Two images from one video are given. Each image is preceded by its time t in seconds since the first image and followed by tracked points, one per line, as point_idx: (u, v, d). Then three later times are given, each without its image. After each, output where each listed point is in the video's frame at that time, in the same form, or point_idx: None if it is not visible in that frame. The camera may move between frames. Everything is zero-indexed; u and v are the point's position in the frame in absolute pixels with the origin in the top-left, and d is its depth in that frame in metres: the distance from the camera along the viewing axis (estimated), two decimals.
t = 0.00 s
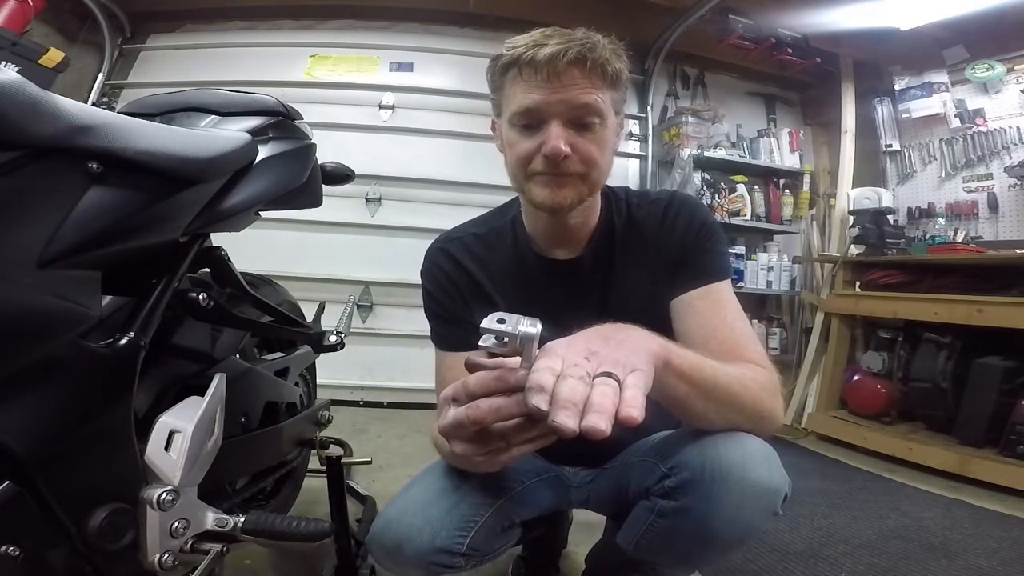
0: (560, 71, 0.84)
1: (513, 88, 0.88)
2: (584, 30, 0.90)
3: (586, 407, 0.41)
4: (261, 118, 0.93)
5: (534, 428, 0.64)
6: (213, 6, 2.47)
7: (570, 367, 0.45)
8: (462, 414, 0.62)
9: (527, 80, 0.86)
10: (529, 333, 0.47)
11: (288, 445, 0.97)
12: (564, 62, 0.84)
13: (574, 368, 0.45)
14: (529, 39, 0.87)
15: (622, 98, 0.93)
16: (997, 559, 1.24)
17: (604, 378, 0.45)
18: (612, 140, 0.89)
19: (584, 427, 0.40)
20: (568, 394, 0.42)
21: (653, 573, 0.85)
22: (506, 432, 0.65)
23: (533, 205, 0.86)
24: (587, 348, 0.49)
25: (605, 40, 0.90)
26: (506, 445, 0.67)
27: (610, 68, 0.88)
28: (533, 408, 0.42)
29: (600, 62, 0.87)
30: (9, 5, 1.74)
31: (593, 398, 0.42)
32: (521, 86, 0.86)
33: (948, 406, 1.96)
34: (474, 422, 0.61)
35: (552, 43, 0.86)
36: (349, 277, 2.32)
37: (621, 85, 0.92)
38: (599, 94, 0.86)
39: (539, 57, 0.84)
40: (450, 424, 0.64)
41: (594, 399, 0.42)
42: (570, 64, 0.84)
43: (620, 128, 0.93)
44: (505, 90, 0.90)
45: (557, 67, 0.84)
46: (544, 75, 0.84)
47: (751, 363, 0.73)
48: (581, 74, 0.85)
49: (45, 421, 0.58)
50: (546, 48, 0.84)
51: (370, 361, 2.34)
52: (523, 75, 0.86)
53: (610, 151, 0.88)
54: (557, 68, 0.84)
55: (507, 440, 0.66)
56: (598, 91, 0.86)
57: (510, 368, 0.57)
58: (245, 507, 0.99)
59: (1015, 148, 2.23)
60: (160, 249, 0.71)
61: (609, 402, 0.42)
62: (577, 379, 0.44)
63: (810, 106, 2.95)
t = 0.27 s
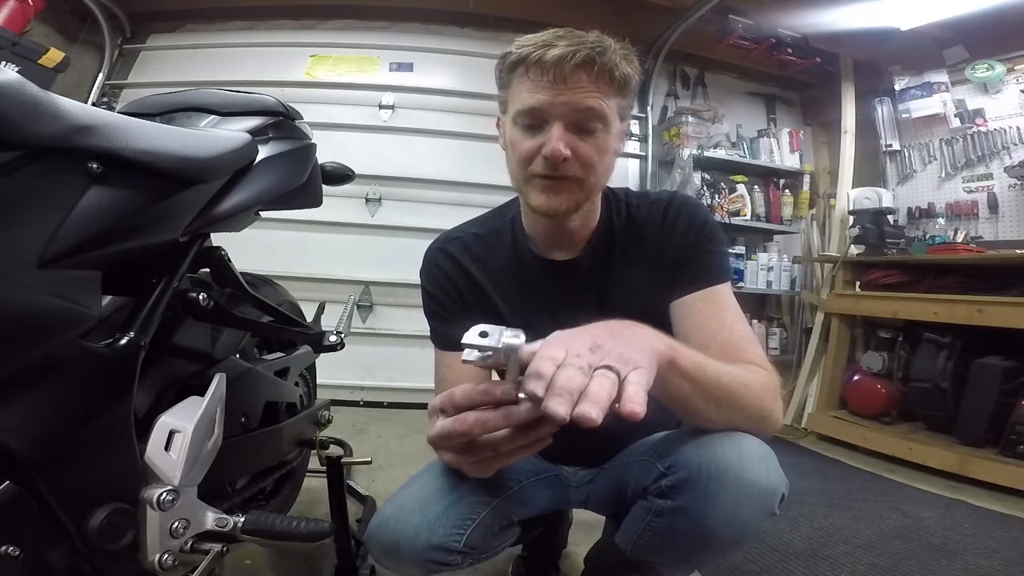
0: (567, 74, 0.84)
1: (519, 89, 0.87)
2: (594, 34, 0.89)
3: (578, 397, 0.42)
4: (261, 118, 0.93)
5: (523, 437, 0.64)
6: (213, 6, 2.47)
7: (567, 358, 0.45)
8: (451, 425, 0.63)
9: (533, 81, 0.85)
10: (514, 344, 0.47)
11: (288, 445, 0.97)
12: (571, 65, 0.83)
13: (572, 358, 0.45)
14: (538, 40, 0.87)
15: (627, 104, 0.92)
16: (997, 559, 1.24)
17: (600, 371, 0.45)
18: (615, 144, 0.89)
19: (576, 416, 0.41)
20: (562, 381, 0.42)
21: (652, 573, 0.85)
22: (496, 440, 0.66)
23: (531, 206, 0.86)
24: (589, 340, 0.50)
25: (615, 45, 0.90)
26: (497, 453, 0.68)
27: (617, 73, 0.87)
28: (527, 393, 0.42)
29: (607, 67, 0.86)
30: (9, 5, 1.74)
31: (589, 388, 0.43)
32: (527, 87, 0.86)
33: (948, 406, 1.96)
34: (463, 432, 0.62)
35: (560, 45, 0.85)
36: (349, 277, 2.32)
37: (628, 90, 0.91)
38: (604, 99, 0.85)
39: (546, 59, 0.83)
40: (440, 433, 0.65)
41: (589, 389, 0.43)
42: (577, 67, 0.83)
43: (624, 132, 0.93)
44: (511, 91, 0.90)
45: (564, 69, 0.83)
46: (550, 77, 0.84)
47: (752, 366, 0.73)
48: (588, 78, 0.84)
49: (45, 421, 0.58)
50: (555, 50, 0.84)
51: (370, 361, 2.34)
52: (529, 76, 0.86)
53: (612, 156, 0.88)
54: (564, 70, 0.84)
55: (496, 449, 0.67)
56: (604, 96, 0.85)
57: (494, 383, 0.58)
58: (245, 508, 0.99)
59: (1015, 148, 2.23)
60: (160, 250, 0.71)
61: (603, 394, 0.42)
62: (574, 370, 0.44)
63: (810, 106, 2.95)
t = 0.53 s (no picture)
0: (583, 88, 0.79)
1: (530, 96, 0.83)
2: (613, 41, 0.85)
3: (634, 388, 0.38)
4: (261, 118, 0.93)
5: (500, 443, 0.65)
6: (213, 6, 2.47)
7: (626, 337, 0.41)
8: (426, 433, 0.63)
9: (546, 92, 0.81)
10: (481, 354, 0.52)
11: (288, 445, 0.97)
12: (588, 79, 0.79)
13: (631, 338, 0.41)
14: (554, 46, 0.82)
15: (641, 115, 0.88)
16: (997, 559, 1.24)
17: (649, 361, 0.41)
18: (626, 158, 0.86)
19: (626, 407, 0.37)
20: (624, 364, 0.38)
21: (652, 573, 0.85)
22: (473, 447, 0.65)
23: (536, 219, 0.85)
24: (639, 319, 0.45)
25: (632, 54, 0.85)
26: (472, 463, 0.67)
27: (635, 86, 0.83)
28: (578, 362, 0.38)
29: (626, 79, 0.82)
30: (9, 5, 1.74)
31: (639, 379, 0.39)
32: (539, 97, 0.81)
33: (948, 406, 1.96)
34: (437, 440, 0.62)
35: (578, 54, 0.81)
36: (349, 277, 2.32)
37: (643, 101, 0.87)
38: (620, 114, 0.82)
39: (562, 71, 0.79)
40: (415, 442, 0.65)
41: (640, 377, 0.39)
42: (595, 80, 0.79)
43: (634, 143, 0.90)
44: (522, 95, 0.85)
45: (581, 82, 0.79)
46: (566, 90, 0.79)
47: (754, 367, 0.72)
48: (605, 92, 0.80)
49: (44, 422, 0.58)
50: (572, 61, 0.79)
51: (370, 361, 2.34)
52: (542, 85, 0.81)
53: (621, 171, 0.85)
54: (581, 84, 0.79)
55: (472, 457, 0.66)
56: (619, 111, 0.82)
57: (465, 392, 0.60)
58: (245, 508, 0.99)
59: (1015, 148, 2.23)
60: (160, 250, 0.71)
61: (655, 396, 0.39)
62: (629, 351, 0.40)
63: (810, 106, 2.94)
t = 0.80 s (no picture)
0: (589, 102, 0.78)
1: (534, 105, 0.81)
2: (624, 49, 0.82)
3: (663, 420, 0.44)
4: (261, 119, 0.93)
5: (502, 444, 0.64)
6: (213, 6, 2.47)
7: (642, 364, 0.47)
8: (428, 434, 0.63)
9: (551, 104, 0.79)
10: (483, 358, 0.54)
11: (288, 445, 0.97)
12: (596, 94, 0.77)
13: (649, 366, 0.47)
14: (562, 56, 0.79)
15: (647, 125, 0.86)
16: (997, 559, 1.24)
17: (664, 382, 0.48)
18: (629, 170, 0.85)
19: (657, 440, 0.43)
20: (649, 396, 0.44)
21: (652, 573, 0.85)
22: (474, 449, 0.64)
23: (535, 227, 0.85)
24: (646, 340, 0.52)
25: (641, 65, 0.83)
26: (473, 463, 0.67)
27: (643, 99, 0.81)
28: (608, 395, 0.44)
29: (635, 92, 0.79)
30: (9, 5, 1.74)
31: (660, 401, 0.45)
32: (543, 107, 0.80)
33: (948, 406, 1.96)
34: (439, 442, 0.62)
35: (586, 67, 0.79)
36: (349, 277, 2.32)
37: (651, 111, 0.85)
38: (626, 128, 0.80)
39: (569, 84, 0.77)
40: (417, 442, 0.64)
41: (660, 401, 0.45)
42: (603, 95, 0.77)
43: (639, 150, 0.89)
44: (525, 101, 0.83)
45: (588, 97, 0.77)
46: (571, 103, 0.78)
47: (751, 367, 0.73)
48: (612, 107, 0.79)
49: (44, 422, 0.58)
50: (580, 75, 0.77)
51: (370, 362, 2.34)
52: (547, 95, 0.80)
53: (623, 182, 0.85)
54: (588, 99, 0.77)
55: (473, 458, 0.66)
56: (626, 126, 0.80)
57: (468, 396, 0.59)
58: (245, 508, 0.99)
59: (1015, 148, 2.23)
60: (160, 250, 0.71)
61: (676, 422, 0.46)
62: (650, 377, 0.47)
63: (810, 106, 2.94)
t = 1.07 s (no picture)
0: (572, 98, 0.78)
1: (519, 106, 0.82)
2: (603, 46, 0.83)
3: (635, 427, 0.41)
4: (261, 119, 0.93)
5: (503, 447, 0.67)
6: (213, 6, 2.47)
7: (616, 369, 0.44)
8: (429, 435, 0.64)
9: (535, 104, 0.80)
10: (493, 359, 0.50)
11: (289, 445, 0.97)
12: (577, 91, 0.78)
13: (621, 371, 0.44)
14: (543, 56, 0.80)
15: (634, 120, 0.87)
16: (997, 559, 1.24)
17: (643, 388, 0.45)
18: (618, 167, 0.86)
19: (627, 446, 0.40)
20: (620, 403, 0.41)
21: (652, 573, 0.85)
22: (476, 450, 0.67)
23: (527, 228, 0.85)
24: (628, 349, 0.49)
25: (623, 60, 0.85)
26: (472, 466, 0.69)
27: (626, 93, 0.82)
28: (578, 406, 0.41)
29: (616, 87, 0.81)
30: (9, 5, 1.74)
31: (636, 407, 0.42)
32: (528, 107, 0.81)
33: (948, 406, 1.96)
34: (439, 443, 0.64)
35: (565, 64, 0.80)
36: (349, 277, 2.32)
37: (636, 106, 0.86)
38: (611, 124, 0.81)
39: (550, 81, 0.78)
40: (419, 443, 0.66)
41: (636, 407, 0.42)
42: (584, 91, 0.78)
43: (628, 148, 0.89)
44: (510, 103, 0.84)
45: (570, 94, 0.78)
46: (554, 101, 0.79)
47: (747, 366, 0.73)
48: (595, 103, 0.80)
49: (45, 422, 0.58)
50: (561, 73, 0.78)
51: (370, 362, 2.34)
52: (530, 95, 0.81)
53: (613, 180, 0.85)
54: (570, 96, 0.78)
55: (474, 460, 0.68)
56: (610, 122, 0.81)
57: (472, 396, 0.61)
58: (246, 508, 0.99)
59: (1015, 148, 2.23)
60: (160, 250, 0.71)
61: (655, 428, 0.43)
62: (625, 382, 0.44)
63: (810, 106, 2.94)
